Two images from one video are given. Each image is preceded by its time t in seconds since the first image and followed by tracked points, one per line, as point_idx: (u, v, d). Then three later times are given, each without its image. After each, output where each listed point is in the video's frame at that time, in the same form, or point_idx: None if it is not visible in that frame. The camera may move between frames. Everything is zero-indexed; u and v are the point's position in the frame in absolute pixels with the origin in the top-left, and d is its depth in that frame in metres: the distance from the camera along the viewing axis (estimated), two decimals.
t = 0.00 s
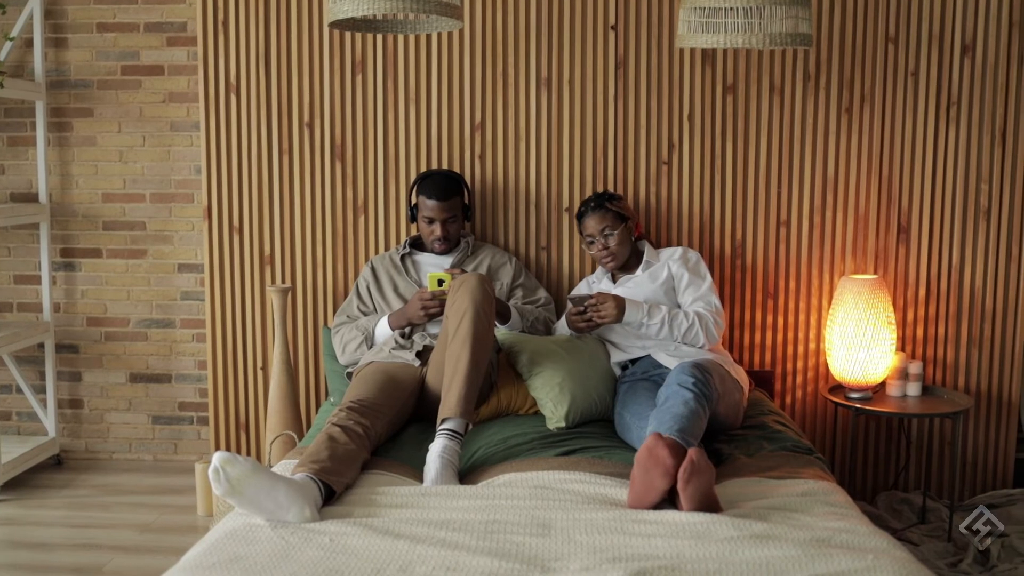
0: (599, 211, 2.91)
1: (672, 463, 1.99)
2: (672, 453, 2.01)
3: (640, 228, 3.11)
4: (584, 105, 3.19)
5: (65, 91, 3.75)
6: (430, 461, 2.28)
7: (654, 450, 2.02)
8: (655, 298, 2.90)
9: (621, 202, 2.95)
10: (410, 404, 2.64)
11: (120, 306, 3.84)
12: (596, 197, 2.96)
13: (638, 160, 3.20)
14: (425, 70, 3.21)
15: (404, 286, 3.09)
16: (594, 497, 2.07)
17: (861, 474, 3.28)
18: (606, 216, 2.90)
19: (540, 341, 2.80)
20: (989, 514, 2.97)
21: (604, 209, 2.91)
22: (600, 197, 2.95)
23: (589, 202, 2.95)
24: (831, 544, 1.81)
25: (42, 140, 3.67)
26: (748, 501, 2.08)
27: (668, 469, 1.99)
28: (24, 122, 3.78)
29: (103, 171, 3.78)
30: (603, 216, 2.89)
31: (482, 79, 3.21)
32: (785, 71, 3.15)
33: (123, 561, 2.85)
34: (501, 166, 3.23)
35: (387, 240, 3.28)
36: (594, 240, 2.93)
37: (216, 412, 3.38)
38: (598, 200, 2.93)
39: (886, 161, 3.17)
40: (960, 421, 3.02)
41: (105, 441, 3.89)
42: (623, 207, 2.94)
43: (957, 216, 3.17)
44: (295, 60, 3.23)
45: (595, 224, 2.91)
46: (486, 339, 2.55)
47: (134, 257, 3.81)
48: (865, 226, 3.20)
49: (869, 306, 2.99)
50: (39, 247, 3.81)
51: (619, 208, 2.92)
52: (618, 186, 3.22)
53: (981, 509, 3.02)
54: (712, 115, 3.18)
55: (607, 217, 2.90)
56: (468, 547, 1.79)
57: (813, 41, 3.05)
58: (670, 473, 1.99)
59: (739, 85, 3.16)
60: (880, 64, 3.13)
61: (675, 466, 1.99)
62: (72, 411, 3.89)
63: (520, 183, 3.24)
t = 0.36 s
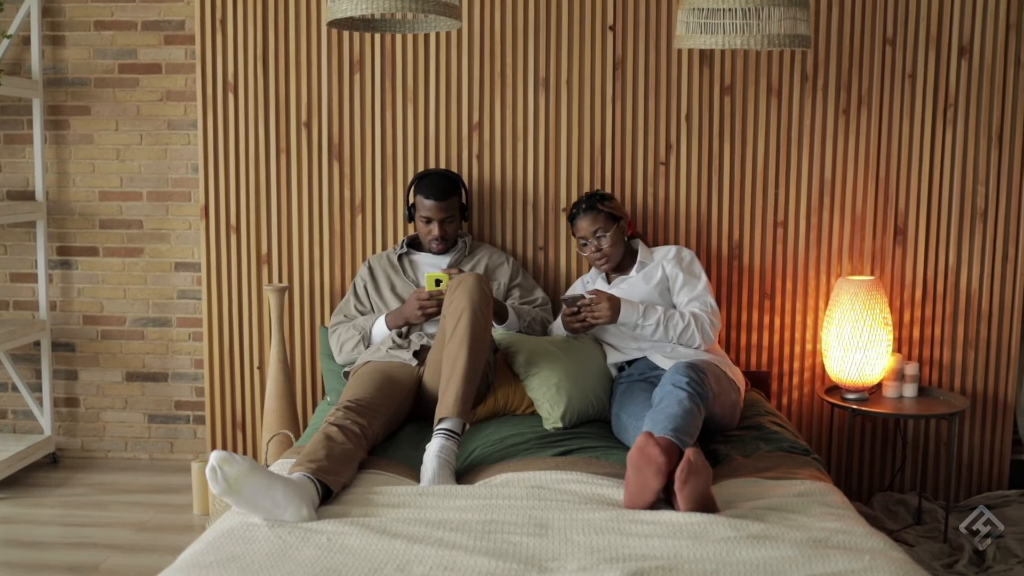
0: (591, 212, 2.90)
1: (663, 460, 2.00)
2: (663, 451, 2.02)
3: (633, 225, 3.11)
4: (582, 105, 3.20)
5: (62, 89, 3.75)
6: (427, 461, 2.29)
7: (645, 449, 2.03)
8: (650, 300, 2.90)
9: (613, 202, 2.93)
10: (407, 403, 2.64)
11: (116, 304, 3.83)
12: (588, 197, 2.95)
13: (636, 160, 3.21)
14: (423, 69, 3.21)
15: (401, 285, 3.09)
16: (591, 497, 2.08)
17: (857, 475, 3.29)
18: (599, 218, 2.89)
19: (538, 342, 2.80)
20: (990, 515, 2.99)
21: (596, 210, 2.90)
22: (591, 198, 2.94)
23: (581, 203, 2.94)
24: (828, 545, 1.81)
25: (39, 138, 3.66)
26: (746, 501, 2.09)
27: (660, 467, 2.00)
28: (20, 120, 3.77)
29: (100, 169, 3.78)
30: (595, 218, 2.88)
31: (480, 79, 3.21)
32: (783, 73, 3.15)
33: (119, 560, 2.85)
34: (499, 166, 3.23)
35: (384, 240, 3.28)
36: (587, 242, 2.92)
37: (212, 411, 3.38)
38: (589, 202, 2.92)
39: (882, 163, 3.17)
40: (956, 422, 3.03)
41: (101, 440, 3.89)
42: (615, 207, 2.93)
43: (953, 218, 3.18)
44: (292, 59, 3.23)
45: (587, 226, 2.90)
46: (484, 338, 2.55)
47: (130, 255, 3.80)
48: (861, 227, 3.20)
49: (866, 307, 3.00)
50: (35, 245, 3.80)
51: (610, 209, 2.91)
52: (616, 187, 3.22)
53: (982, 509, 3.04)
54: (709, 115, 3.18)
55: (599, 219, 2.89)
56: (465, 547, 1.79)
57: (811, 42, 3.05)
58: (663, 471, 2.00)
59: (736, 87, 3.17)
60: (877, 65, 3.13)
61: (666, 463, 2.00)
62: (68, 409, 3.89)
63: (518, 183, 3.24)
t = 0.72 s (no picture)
0: (583, 215, 2.88)
1: (657, 459, 2.00)
2: (657, 451, 2.02)
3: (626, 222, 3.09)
4: (580, 105, 3.20)
5: (59, 89, 3.74)
6: (425, 461, 2.29)
7: (639, 448, 2.02)
8: (643, 302, 2.90)
9: (605, 202, 2.92)
10: (405, 403, 2.64)
11: (113, 304, 3.83)
12: (579, 198, 2.93)
13: (633, 160, 3.21)
14: (421, 68, 3.21)
15: (399, 286, 3.10)
16: (589, 497, 2.08)
17: (855, 475, 3.29)
18: (591, 219, 2.87)
19: (535, 342, 2.80)
20: (990, 515, 3.01)
21: (588, 212, 2.89)
22: (583, 199, 2.92)
23: (573, 204, 2.92)
24: (826, 545, 1.82)
25: (36, 138, 3.65)
26: (743, 501, 2.09)
27: (654, 466, 2.00)
28: (16, 119, 3.77)
29: (97, 169, 3.77)
30: (587, 220, 2.86)
31: (477, 79, 3.21)
32: (780, 73, 3.15)
33: (116, 560, 2.84)
34: (496, 167, 3.23)
35: (382, 240, 3.28)
36: (580, 244, 2.91)
37: (210, 411, 3.38)
38: (581, 203, 2.90)
39: (880, 164, 3.18)
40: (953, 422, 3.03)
41: (98, 440, 3.88)
42: (606, 207, 2.92)
43: (950, 218, 3.19)
44: (290, 59, 3.22)
45: (579, 227, 2.89)
46: (482, 338, 2.55)
47: (127, 255, 3.80)
48: (859, 226, 3.21)
49: (863, 307, 3.00)
50: (32, 245, 3.80)
51: (602, 210, 2.90)
52: (613, 187, 3.22)
53: (982, 509, 3.05)
54: (707, 116, 3.19)
55: (591, 220, 2.88)
56: (464, 547, 1.79)
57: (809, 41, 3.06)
58: (657, 470, 2.00)
59: (734, 87, 3.17)
60: (874, 66, 3.14)
61: (661, 462, 2.00)
62: (65, 410, 3.88)
63: (516, 183, 3.24)
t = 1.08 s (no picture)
0: (576, 215, 2.87)
1: (654, 459, 1.99)
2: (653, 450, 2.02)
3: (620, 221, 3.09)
4: (578, 105, 3.20)
5: (56, 90, 3.73)
6: (425, 461, 2.28)
7: (636, 449, 2.02)
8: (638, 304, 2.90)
9: (599, 202, 2.91)
10: (405, 403, 2.64)
11: (111, 305, 3.82)
12: (573, 198, 2.93)
13: (632, 161, 3.21)
14: (419, 69, 3.21)
15: (398, 286, 3.10)
16: (590, 497, 2.08)
17: (853, 474, 3.30)
18: (585, 220, 2.86)
19: (534, 343, 2.80)
20: (990, 515, 3.02)
21: (582, 212, 2.88)
22: (577, 199, 2.91)
23: (567, 205, 2.91)
24: (827, 544, 1.82)
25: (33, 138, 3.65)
26: (744, 501, 2.09)
27: (652, 466, 2.00)
28: (14, 120, 3.76)
29: (95, 169, 3.77)
30: (581, 221, 2.85)
31: (475, 79, 3.21)
32: (779, 73, 3.16)
33: (115, 561, 2.84)
34: (495, 167, 3.24)
35: (381, 240, 3.28)
36: (575, 245, 2.90)
37: (209, 412, 3.38)
38: (574, 203, 2.89)
39: (878, 164, 3.18)
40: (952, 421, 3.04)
41: (96, 441, 3.88)
42: (600, 207, 2.90)
43: (948, 217, 3.19)
44: (288, 59, 3.22)
45: (573, 228, 2.88)
46: (482, 338, 2.55)
47: (125, 256, 3.79)
48: (857, 226, 3.21)
49: (862, 306, 3.00)
50: (29, 246, 3.79)
51: (596, 210, 2.88)
52: (612, 187, 3.22)
53: (982, 509, 3.06)
54: (706, 116, 3.19)
55: (585, 220, 2.86)
56: (465, 548, 1.79)
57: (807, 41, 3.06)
58: (655, 471, 2.00)
59: (733, 87, 3.17)
60: (873, 66, 3.14)
61: (658, 462, 2.00)
62: (63, 411, 3.87)
63: (515, 183, 3.24)
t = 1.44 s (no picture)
0: (573, 216, 2.86)
1: (652, 459, 2.00)
2: (652, 450, 2.02)
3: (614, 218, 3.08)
4: (578, 105, 3.20)
5: (55, 91, 3.73)
6: (426, 462, 2.28)
7: (634, 449, 2.03)
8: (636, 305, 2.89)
9: (594, 202, 2.90)
10: (405, 404, 2.64)
11: (110, 306, 3.82)
12: (568, 198, 2.91)
13: (632, 161, 3.21)
14: (419, 69, 3.21)
15: (398, 286, 3.10)
16: (591, 497, 2.08)
17: (853, 473, 3.30)
18: (581, 221, 2.86)
19: (534, 343, 2.80)
20: (990, 515, 3.02)
21: (578, 213, 2.86)
22: (572, 199, 2.89)
23: (563, 205, 2.89)
24: (829, 544, 1.82)
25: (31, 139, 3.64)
26: (745, 500, 2.09)
27: (651, 466, 2.00)
28: (13, 121, 3.76)
29: (94, 170, 3.76)
30: (578, 222, 2.84)
31: (475, 79, 3.21)
32: (778, 73, 3.16)
33: (116, 562, 2.84)
34: (495, 167, 3.24)
35: (380, 241, 3.28)
36: (571, 246, 2.90)
37: (209, 413, 3.38)
38: (571, 204, 2.88)
39: (877, 163, 3.19)
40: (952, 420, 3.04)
41: (96, 442, 3.87)
42: (596, 207, 2.89)
43: (948, 216, 3.19)
44: (287, 59, 3.22)
45: (570, 229, 2.87)
46: (482, 338, 2.55)
47: (124, 257, 3.79)
48: (857, 225, 3.22)
49: (862, 305, 3.01)
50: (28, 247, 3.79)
51: (592, 211, 2.87)
52: (611, 187, 3.22)
53: (982, 509, 3.06)
54: (705, 116, 3.19)
55: (582, 221, 2.86)
56: (467, 548, 1.79)
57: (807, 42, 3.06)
58: (653, 470, 2.00)
59: (732, 86, 3.18)
60: (872, 66, 3.14)
61: (656, 462, 2.00)
62: (62, 412, 3.87)
63: (514, 183, 3.24)
